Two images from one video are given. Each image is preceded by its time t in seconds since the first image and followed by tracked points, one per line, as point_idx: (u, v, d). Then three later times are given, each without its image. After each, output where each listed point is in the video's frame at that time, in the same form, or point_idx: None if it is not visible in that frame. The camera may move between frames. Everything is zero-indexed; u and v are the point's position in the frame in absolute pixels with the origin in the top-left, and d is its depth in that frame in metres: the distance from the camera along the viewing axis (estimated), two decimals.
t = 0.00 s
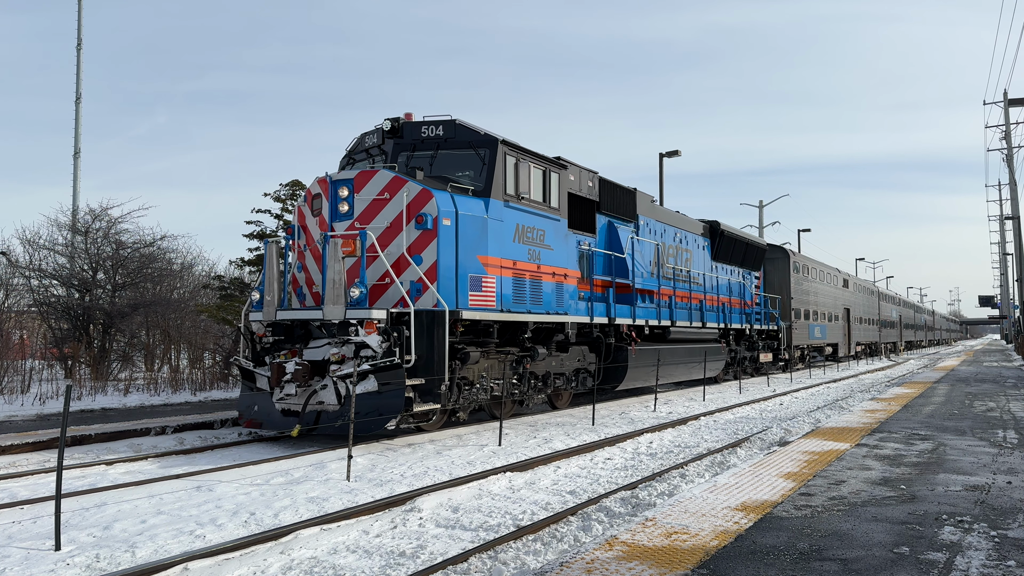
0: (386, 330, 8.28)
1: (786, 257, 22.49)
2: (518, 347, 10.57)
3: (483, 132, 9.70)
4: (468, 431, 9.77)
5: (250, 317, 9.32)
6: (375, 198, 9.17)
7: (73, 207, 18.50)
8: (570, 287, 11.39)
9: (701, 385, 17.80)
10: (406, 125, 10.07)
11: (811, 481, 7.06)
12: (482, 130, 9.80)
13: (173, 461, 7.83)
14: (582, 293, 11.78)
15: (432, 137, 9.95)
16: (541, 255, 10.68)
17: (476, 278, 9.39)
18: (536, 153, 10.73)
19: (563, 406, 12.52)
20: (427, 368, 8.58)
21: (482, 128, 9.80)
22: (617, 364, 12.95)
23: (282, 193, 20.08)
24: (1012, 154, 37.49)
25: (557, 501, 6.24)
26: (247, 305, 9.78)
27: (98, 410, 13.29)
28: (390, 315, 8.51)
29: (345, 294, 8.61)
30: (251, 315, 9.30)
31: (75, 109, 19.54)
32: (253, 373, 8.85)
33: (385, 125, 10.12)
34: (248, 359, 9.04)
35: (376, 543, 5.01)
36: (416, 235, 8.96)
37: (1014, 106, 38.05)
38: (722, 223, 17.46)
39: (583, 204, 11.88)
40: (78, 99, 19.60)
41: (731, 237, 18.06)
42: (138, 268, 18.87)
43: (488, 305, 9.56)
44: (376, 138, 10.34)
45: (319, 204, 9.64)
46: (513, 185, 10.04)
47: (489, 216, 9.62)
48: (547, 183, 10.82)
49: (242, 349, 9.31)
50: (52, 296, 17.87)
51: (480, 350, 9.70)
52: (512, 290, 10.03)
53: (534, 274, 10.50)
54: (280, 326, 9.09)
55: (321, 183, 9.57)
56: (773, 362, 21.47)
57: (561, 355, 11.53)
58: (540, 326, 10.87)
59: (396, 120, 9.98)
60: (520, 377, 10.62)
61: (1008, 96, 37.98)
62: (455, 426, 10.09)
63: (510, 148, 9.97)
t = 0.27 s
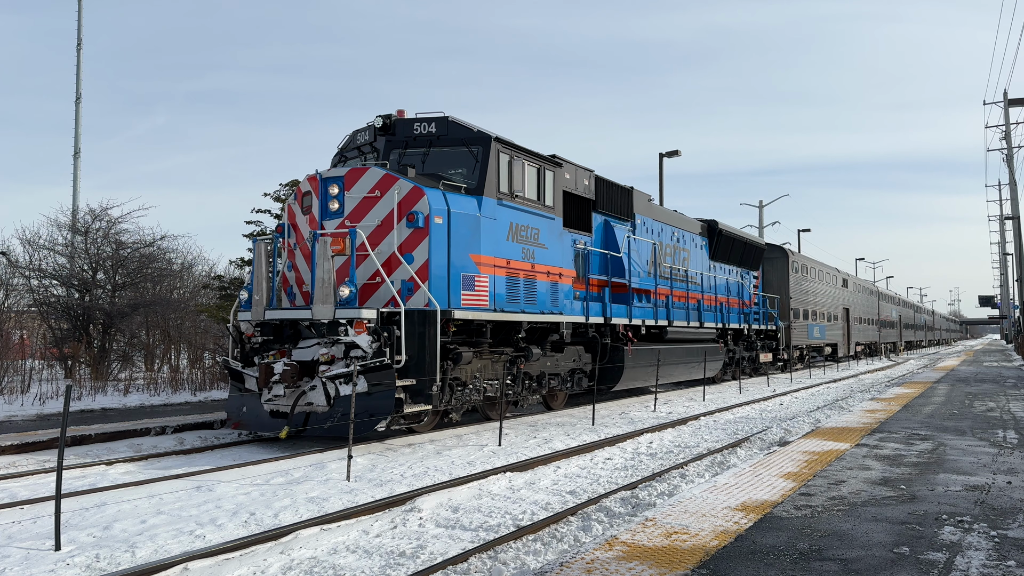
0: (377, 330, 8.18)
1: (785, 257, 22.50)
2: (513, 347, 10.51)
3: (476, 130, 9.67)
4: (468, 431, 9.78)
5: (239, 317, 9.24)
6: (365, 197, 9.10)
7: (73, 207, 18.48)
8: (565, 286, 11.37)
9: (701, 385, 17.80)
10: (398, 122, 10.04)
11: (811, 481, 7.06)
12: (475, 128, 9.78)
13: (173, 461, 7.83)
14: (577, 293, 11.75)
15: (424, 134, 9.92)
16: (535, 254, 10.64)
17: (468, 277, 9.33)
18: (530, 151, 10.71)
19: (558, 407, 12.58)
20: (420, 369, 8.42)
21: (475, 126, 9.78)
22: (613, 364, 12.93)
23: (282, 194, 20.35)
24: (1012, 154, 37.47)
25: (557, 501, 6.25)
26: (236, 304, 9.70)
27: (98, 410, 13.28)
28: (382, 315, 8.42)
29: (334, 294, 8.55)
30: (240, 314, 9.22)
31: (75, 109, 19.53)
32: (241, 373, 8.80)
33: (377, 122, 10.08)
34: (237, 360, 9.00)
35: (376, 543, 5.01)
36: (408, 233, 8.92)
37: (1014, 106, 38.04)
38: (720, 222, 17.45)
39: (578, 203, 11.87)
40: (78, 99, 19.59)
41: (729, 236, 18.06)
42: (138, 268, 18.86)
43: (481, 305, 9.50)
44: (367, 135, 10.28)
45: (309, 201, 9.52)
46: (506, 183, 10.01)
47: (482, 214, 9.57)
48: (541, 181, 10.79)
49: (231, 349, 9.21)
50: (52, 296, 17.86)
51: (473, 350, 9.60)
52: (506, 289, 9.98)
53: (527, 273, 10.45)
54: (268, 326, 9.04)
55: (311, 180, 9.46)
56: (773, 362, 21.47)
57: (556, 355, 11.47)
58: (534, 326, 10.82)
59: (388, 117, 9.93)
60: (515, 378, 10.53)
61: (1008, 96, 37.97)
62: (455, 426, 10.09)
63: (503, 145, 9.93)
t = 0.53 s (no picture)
0: (365, 330, 8.09)
1: (783, 256, 22.44)
2: (505, 347, 10.39)
3: (468, 126, 9.54)
4: (469, 431, 9.78)
5: (226, 316, 9.16)
6: (355, 193, 8.92)
7: (73, 207, 18.47)
8: (559, 285, 11.27)
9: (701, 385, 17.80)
10: (389, 119, 9.97)
11: (811, 481, 7.06)
12: (467, 124, 9.65)
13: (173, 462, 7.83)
14: (571, 292, 11.71)
15: (415, 131, 9.84)
16: (529, 252, 10.54)
17: (460, 276, 9.22)
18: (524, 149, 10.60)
19: (552, 407, 12.49)
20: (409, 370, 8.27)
21: (466, 122, 9.65)
22: (609, 364, 12.81)
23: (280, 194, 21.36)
24: (1012, 154, 37.44)
25: (557, 501, 6.25)
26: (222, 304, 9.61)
27: (98, 410, 13.28)
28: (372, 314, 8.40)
29: (322, 293, 8.42)
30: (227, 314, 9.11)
31: (75, 109, 19.52)
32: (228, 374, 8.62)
33: (367, 118, 9.97)
34: (223, 361, 8.90)
35: (377, 543, 5.01)
36: (398, 232, 8.75)
37: (1014, 106, 38.00)
38: (718, 221, 17.45)
39: (573, 201, 11.81)
40: (77, 99, 19.58)
41: (726, 236, 18.04)
42: (138, 268, 18.85)
43: (473, 304, 9.39)
44: (358, 132, 10.16)
45: (297, 198, 9.31)
46: (499, 180, 9.87)
47: (474, 212, 9.44)
48: (535, 179, 10.68)
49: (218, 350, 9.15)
50: (52, 296, 17.86)
51: (465, 350, 9.47)
52: (498, 289, 9.87)
53: (521, 272, 10.34)
54: (255, 326, 8.92)
55: (299, 177, 9.27)
56: (772, 362, 21.46)
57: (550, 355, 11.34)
58: (528, 326, 10.71)
59: (378, 113, 9.84)
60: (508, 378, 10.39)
61: (1008, 96, 37.95)
62: (454, 427, 10.07)
63: (496, 142, 9.80)
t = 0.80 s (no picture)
0: (352, 330, 7.97)
1: (782, 255, 22.32)
2: (497, 348, 10.15)
3: (457, 122, 9.40)
4: (469, 431, 9.78)
5: (209, 316, 8.92)
6: (342, 190, 8.81)
7: (73, 207, 18.44)
8: (552, 285, 11.09)
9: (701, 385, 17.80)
10: (378, 115, 9.90)
11: (811, 481, 7.06)
12: (457, 120, 9.51)
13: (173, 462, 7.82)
14: (566, 291, 11.50)
15: (404, 127, 9.76)
16: (521, 251, 10.37)
17: (449, 275, 9.00)
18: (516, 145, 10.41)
19: (546, 408, 12.28)
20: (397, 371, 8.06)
21: (456, 118, 9.51)
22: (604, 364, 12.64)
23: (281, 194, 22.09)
24: (1012, 154, 37.42)
25: (557, 501, 6.25)
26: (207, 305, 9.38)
27: (98, 410, 13.28)
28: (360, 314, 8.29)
29: (306, 292, 8.24)
30: (211, 313, 8.90)
31: (75, 109, 19.51)
32: (212, 375, 8.48)
33: (356, 114, 9.95)
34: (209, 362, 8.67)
35: (377, 543, 5.01)
36: (385, 229, 8.61)
37: (1014, 106, 37.96)
38: (715, 220, 17.46)
39: (568, 199, 11.68)
40: (78, 99, 19.57)
41: (723, 235, 18.03)
42: (138, 268, 18.84)
43: (463, 304, 9.17)
44: (348, 128, 10.14)
45: (283, 195, 9.26)
46: (490, 178, 9.67)
47: (464, 209, 9.25)
48: (528, 176, 10.50)
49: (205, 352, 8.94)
50: (52, 296, 17.85)
51: (455, 351, 9.22)
52: (490, 288, 9.66)
53: (513, 271, 10.15)
54: (240, 326, 8.68)
55: (285, 174, 9.21)
56: (771, 363, 21.45)
57: (544, 356, 11.07)
58: (520, 325, 10.46)
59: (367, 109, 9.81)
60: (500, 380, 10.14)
61: (1008, 96, 37.93)
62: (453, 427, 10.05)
63: (488, 139, 9.64)
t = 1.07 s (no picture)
0: (337, 330, 7.68)
1: (780, 254, 22.41)
2: (487, 348, 10.03)
3: (447, 118, 9.17)
4: (469, 431, 9.79)
5: (192, 315, 8.72)
6: (327, 187, 8.59)
7: (73, 207, 18.43)
8: (544, 284, 10.91)
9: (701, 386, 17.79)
10: (365, 110, 9.52)
11: (811, 481, 7.06)
12: (447, 116, 9.28)
13: (173, 462, 7.82)
14: (558, 290, 11.39)
15: (393, 123, 9.40)
16: (513, 249, 10.17)
17: (438, 274, 8.75)
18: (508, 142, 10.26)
19: (539, 409, 12.12)
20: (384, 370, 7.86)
21: (446, 113, 9.27)
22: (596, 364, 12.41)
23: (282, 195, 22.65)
24: (1012, 154, 37.43)
25: (557, 501, 6.24)
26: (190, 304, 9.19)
27: (98, 410, 13.29)
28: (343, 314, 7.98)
29: (290, 291, 8.01)
30: (194, 312, 8.71)
31: (75, 109, 19.51)
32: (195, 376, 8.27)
33: (343, 110, 9.56)
34: (192, 362, 8.52)
35: (377, 543, 5.01)
36: (372, 227, 8.37)
37: (1014, 106, 37.97)
38: (712, 219, 17.43)
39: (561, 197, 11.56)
40: (78, 99, 19.57)
41: (721, 234, 18.00)
42: (138, 268, 18.84)
43: (453, 303, 8.93)
44: (334, 124, 9.75)
45: (268, 192, 9.05)
46: (480, 175, 9.51)
47: (453, 206, 9.02)
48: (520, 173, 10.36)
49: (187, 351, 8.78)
50: (52, 296, 17.85)
51: (444, 351, 9.03)
52: (480, 287, 9.45)
53: (504, 269, 9.95)
54: (223, 325, 8.46)
55: (270, 171, 8.98)
56: (770, 363, 21.47)
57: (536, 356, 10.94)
58: (512, 325, 10.33)
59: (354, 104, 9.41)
60: (490, 380, 10.02)
61: (1008, 96, 37.93)
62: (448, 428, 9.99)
63: (477, 135, 9.44)
